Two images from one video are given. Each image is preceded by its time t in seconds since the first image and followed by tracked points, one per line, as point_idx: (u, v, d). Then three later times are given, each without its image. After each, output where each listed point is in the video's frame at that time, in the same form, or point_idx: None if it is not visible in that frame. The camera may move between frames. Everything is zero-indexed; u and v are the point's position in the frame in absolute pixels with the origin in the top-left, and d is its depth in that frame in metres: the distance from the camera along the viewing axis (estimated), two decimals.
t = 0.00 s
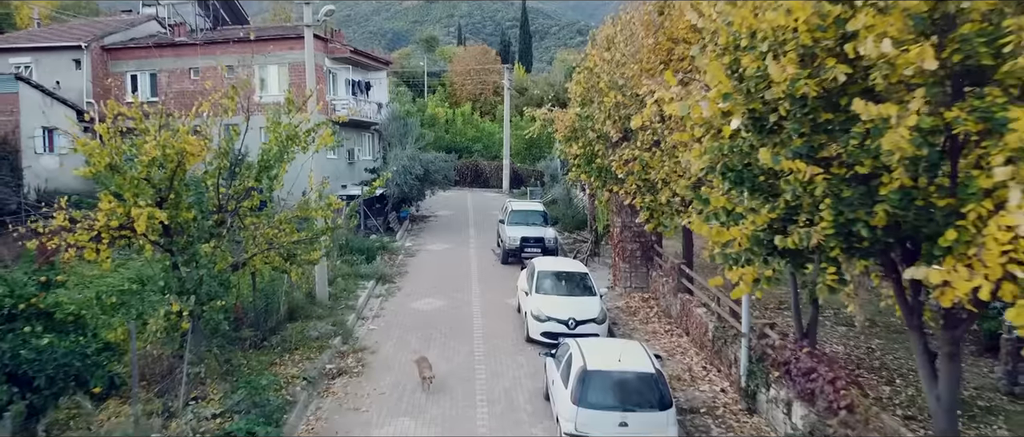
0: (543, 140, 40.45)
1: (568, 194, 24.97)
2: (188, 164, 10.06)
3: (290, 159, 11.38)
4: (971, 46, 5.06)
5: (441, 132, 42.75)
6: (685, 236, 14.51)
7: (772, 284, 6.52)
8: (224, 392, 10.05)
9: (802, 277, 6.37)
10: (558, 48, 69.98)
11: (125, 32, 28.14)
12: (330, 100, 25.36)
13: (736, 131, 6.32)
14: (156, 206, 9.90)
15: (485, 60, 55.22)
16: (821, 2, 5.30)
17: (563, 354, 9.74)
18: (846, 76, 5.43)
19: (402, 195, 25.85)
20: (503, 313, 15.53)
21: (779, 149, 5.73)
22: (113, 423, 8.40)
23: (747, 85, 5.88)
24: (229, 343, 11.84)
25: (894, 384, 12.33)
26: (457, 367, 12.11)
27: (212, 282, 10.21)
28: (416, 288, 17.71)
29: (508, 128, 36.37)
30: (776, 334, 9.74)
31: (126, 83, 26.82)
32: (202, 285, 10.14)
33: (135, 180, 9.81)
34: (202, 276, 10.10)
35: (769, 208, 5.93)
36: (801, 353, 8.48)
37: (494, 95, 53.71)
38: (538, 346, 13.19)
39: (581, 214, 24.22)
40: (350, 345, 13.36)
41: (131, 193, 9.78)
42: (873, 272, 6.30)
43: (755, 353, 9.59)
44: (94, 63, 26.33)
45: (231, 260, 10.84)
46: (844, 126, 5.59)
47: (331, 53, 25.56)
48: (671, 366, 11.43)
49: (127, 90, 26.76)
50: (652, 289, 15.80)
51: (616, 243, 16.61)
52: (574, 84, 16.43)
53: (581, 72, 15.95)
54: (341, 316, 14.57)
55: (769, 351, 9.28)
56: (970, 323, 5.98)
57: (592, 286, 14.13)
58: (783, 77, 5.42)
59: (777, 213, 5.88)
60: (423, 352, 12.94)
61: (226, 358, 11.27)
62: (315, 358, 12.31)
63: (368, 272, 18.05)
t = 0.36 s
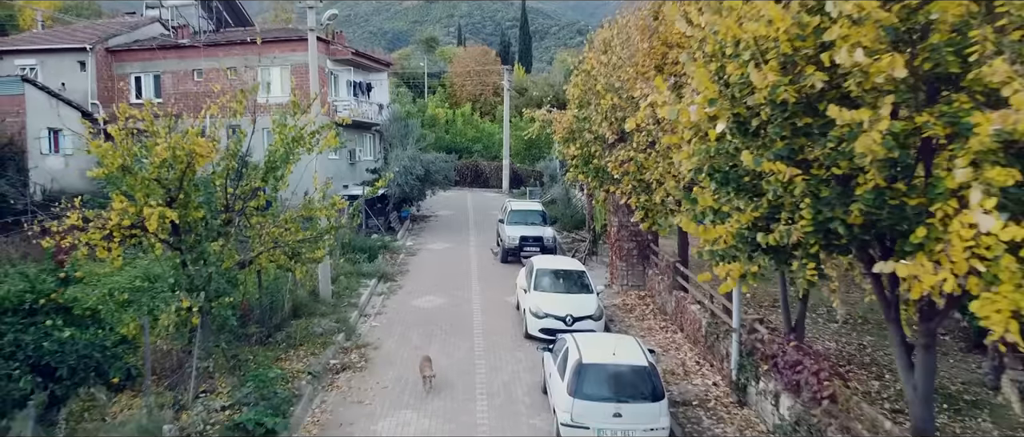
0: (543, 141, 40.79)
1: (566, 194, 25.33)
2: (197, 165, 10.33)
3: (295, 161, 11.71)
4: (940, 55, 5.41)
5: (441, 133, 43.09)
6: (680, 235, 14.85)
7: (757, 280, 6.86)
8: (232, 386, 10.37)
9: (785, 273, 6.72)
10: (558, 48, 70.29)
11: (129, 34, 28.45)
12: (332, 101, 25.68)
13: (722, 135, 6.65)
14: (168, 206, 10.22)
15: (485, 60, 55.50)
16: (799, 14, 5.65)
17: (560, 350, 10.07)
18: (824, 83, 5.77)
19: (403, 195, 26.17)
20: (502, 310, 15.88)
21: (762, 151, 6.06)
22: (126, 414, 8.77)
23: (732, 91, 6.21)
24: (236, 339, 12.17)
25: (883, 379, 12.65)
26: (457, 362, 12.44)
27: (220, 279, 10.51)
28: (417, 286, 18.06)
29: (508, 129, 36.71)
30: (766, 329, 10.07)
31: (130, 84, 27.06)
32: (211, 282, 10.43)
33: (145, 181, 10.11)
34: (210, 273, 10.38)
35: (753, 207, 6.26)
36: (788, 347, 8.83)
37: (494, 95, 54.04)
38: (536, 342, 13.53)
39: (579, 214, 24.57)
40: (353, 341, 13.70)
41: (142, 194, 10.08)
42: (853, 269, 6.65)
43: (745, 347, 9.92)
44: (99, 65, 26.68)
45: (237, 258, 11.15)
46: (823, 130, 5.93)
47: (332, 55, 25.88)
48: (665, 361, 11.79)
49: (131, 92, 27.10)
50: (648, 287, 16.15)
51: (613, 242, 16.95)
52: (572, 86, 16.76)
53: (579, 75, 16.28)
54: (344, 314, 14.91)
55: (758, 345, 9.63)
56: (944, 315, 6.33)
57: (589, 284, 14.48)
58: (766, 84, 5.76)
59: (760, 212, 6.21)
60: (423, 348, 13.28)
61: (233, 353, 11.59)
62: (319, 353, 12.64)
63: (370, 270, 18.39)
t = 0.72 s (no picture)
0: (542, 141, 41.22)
1: (565, 193, 25.78)
2: (208, 166, 10.70)
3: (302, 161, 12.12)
4: (906, 64, 5.88)
5: (441, 133, 43.53)
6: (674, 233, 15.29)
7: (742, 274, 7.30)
8: (242, 379, 10.79)
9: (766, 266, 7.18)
10: (558, 48, 70.75)
11: (135, 37, 28.85)
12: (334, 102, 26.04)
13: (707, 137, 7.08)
14: (179, 205, 10.55)
15: (485, 61, 55.87)
16: (776, 26, 6.10)
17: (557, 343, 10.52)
18: (799, 89, 6.20)
19: (404, 195, 26.57)
20: (502, 307, 16.32)
21: (743, 152, 6.49)
22: (142, 403, 9.07)
23: (716, 96, 6.62)
24: (245, 334, 12.58)
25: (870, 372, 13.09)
26: (458, 356, 12.87)
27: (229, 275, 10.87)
28: (418, 284, 18.49)
29: (508, 129, 37.16)
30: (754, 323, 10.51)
31: (136, 86, 27.48)
32: (222, 277, 10.82)
33: (159, 181, 10.50)
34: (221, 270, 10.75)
35: (735, 205, 6.71)
36: (773, 339, 9.28)
37: (494, 95, 54.48)
38: (535, 336, 13.97)
39: (578, 214, 25.00)
40: (357, 336, 14.13)
41: (155, 193, 10.46)
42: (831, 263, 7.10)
43: (734, 340, 10.37)
44: (105, 68, 27.08)
45: (245, 256, 11.56)
46: (799, 133, 6.37)
47: (333, 57, 26.23)
48: (658, 355, 12.24)
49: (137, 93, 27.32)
50: (644, 284, 16.60)
51: (609, 240, 17.39)
52: (569, 88, 17.17)
53: (576, 77, 16.69)
54: (348, 310, 15.35)
55: (746, 338, 10.07)
56: (914, 307, 6.76)
57: (586, 281, 14.92)
58: (745, 91, 6.17)
59: (742, 209, 6.66)
60: (425, 343, 13.71)
61: (242, 348, 11.99)
62: (324, 347, 13.06)
63: (372, 268, 18.82)
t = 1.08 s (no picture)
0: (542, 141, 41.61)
1: (564, 193, 26.19)
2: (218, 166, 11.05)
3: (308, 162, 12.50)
4: (880, 70, 6.28)
5: (442, 133, 43.93)
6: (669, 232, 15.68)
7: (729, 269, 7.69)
8: (252, 371, 11.19)
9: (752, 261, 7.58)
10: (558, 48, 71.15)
11: (139, 38, 29.13)
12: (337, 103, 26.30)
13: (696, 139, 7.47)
14: (190, 203, 10.87)
15: (485, 61, 56.20)
16: (759, 34, 6.51)
17: (555, 337, 10.91)
18: (781, 94, 6.60)
19: (405, 194, 26.96)
20: (501, 303, 16.72)
21: (729, 153, 6.88)
22: (155, 394, 9.28)
23: (704, 99, 7.00)
24: (252, 329, 12.97)
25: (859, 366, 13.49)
26: (459, 350, 13.26)
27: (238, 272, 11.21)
28: (420, 281, 18.89)
29: (508, 129, 37.56)
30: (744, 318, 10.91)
31: (140, 88, 27.80)
32: (230, 273, 11.26)
33: (171, 181, 10.84)
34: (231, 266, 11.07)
35: (722, 203, 7.10)
36: (762, 332, 9.67)
37: (494, 95, 54.86)
38: (533, 332, 14.37)
39: (576, 213, 25.36)
40: (361, 332, 14.51)
41: (166, 192, 10.79)
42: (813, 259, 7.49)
43: (725, 334, 10.77)
44: (109, 69, 27.33)
45: (253, 253, 11.93)
46: (781, 135, 6.76)
47: (337, 58, 26.46)
48: (653, 349, 12.65)
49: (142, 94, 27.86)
50: (640, 281, 16.98)
51: (607, 239, 17.78)
52: (567, 90, 17.55)
53: (574, 79, 17.07)
54: (352, 306, 15.73)
55: (736, 332, 10.47)
56: (891, 299, 7.16)
57: (583, 278, 15.31)
58: (730, 95, 6.57)
59: (728, 207, 7.05)
60: (427, 338, 14.10)
61: (249, 342, 12.37)
62: (329, 342, 13.45)
63: (374, 266, 19.20)
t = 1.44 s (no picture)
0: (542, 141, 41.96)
1: (564, 193, 26.50)
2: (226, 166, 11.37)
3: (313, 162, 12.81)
4: (861, 75, 6.64)
5: (442, 133, 44.28)
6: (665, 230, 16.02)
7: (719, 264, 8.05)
8: (259, 365, 11.54)
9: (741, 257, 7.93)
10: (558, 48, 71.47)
11: (143, 40, 29.41)
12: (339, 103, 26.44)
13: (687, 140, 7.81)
14: (199, 202, 11.18)
15: (485, 61, 56.44)
16: (746, 41, 6.85)
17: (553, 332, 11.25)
18: (767, 98, 6.95)
19: (407, 194, 27.31)
20: (501, 300, 17.07)
21: (718, 154, 7.23)
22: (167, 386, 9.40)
23: (694, 102, 7.34)
24: (259, 324, 13.31)
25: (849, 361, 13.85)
26: (460, 346, 13.61)
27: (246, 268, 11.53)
28: (420, 279, 19.24)
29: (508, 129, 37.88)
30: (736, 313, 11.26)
31: (144, 88, 28.03)
32: (238, 270, 11.47)
33: (180, 180, 11.13)
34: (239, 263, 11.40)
35: (711, 201, 7.46)
36: (753, 326, 10.02)
37: (494, 96, 55.19)
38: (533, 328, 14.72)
39: (575, 212, 25.72)
40: (364, 328, 14.83)
41: (175, 191, 11.08)
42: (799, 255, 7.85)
43: (718, 328, 11.12)
44: (114, 69, 27.48)
45: (260, 251, 12.26)
46: (767, 137, 7.12)
47: (338, 60, 26.59)
48: (649, 344, 13.01)
49: (145, 94, 28.23)
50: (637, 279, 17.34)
51: (604, 237, 18.13)
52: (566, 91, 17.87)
53: (572, 81, 17.38)
54: (355, 303, 16.07)
55: (728, 326, 10.83)
56: (872, 292, 7.50)
57: (581, 275, 15.66)
58: (719, 99, 6.92)
59: (718, 205, 7.40)
60: (428, 333, 14.45)
61: (256, 337, 12.71)
62: (333, 338, 13.80)
63: (376, 264, 19.54)
